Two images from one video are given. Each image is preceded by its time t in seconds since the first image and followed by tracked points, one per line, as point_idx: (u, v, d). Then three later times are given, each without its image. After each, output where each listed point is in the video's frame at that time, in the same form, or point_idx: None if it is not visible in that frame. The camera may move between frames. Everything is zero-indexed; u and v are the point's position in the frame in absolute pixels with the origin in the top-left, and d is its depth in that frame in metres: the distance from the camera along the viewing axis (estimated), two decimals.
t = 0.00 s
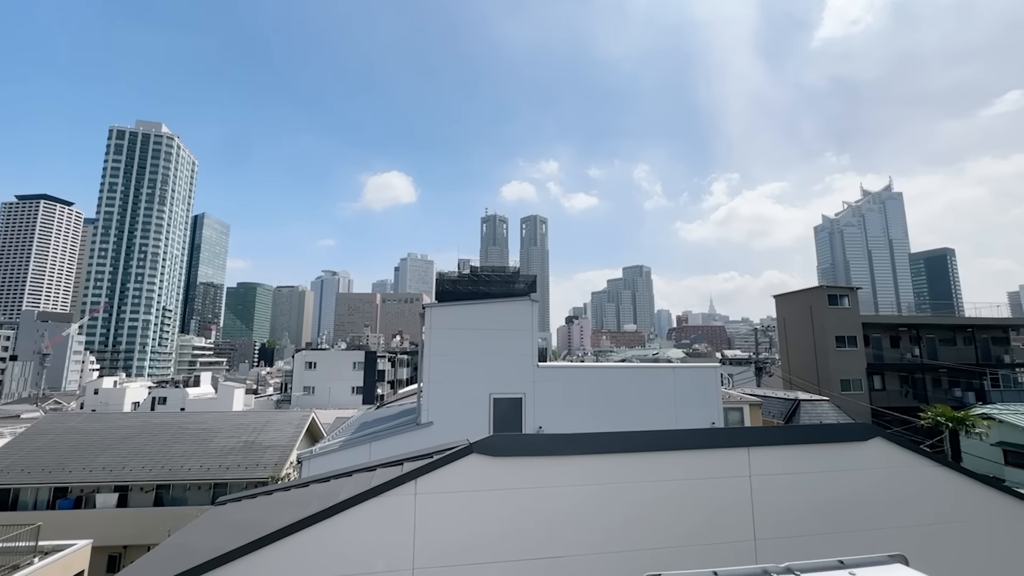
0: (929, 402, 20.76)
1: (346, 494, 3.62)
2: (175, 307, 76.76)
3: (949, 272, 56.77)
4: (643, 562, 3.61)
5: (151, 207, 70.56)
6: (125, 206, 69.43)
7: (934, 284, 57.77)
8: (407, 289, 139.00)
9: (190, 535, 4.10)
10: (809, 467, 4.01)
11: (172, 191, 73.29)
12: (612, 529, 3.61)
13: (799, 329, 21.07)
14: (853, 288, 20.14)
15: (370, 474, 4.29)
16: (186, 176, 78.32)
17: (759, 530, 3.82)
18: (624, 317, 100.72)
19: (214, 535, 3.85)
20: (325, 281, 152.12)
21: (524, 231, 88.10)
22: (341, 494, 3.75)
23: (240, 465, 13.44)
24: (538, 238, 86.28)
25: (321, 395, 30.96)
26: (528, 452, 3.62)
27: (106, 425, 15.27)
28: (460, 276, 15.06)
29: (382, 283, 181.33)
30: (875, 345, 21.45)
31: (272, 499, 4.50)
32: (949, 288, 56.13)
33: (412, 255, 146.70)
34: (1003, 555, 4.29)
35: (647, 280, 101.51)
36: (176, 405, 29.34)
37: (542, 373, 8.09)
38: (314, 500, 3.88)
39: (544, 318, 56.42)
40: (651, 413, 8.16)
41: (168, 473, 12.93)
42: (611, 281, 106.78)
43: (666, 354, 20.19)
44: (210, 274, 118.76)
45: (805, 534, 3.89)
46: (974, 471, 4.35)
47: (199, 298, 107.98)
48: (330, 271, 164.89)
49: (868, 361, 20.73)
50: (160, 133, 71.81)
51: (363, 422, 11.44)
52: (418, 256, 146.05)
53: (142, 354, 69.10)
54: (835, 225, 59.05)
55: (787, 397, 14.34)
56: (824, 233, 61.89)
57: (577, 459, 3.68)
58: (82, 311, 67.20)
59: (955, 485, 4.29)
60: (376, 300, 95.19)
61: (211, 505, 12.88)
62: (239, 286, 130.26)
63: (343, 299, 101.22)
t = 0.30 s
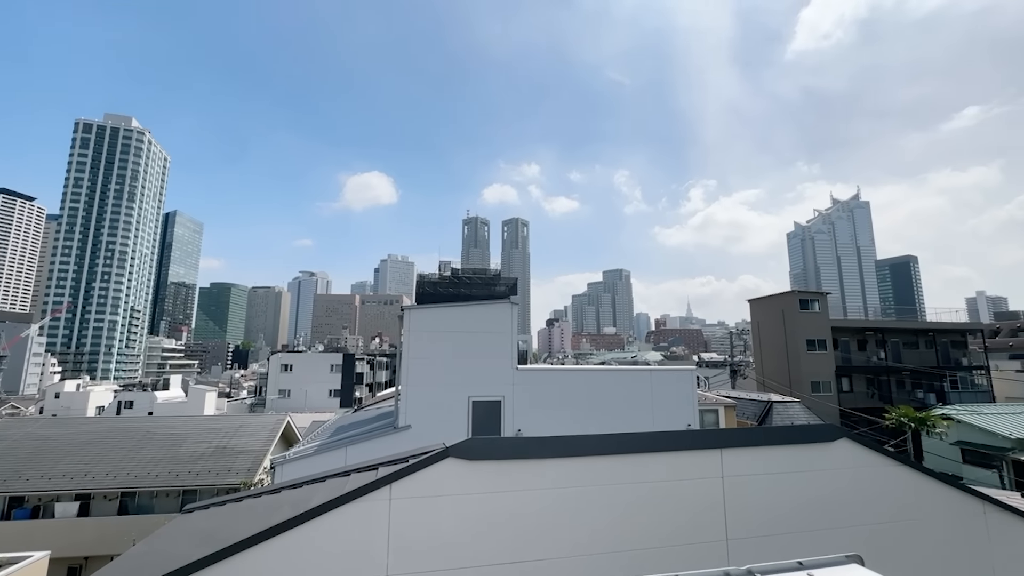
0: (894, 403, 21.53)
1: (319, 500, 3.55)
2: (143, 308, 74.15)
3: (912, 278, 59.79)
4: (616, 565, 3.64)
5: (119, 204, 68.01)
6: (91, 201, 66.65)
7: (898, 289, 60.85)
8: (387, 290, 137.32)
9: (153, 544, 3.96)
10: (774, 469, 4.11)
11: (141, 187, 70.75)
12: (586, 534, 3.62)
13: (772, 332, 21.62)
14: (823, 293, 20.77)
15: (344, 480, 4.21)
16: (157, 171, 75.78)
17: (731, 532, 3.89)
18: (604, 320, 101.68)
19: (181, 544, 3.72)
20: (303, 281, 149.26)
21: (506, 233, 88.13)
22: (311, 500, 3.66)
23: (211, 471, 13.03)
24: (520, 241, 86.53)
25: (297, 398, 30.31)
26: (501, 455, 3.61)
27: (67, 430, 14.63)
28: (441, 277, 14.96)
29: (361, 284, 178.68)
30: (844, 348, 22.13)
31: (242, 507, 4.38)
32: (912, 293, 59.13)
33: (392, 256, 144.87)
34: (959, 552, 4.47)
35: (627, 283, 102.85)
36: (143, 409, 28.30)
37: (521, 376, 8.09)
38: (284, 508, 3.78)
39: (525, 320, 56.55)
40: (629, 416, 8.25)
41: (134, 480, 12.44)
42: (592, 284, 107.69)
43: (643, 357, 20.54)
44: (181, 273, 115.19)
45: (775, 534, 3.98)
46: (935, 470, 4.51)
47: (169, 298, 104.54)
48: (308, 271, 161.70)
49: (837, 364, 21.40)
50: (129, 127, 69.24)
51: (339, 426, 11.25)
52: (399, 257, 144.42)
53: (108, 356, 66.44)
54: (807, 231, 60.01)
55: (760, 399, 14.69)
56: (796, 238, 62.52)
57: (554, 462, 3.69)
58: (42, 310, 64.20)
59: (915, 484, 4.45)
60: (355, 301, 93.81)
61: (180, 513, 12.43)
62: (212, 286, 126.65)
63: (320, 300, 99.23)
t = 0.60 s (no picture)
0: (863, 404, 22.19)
1: (294, 505, 3.46)
2: (113, 307, 71.72)
3: (880, 283, 62.02)
4: (595, 565, 3.66)
5: (89, 200, 65.78)
6: (58, 196, 64.17)
7: (868, 293, 63.04)
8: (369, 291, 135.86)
9: (117, 553, 3.79)
10: (748, 469, 4.18)
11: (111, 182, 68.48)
12: (564, 535, 3.64)
13: (749, 334, 22.07)
14: (798, 296, 21.31)
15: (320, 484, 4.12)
16: (128, 166, 73.49)
17: (707, 533, 3.95)
18: (586, 322, 102.46)
19: (148, 552, 3.57)
20: (282, 280, 146.55)
21: (489, 234, 88.08)
22: (285, 505, 3.57)
23: (183, 476, 12.65)
24: (503, 243, 86.63)
25: (274, 400, 29.70)
26: (480, 458, 3.60)
27: (29, 435, 14.00)
28: (423, 278, 14.84)
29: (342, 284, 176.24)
30: (817, 350, 22.75)
31: (214, 512, 4.24)
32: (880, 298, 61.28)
33: (374, 256, 143.30)
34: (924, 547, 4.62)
35: (608, 286, 103.91)
36: (112, 412, 27.33)
37: (503, 378, 8.08)
38: (257, 513, 3.68)
39: (507, 322, 56.67)
40: (608, 417, 8.33)
41: (101, 486, 11.99)
42: (574, 286, 108.47)
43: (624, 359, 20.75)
44: (154, 272, 112.02)
45: (750, 532, 4.06)
46: (901, 469, 4.67)
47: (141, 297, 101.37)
48: (287, 271, 158.80)
49: (811, 366, 21.98)
50: (100, 119, 66.97)
51: (317, 428, 11.06)
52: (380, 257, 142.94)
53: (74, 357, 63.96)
54: (782, 236, 61.63)
55: (737, 400, 14.98)
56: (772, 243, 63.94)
57: (534, 464, 3.69)
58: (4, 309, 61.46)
59: (882, 483, 4.59)
60: (336, 302, 92.53)
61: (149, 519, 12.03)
62: (187, 285, 123.43)
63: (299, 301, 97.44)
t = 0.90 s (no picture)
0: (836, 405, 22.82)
1: (266, 512, 3.38)
2: (79, 307, 68.98)
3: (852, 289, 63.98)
4: (571, 568, 3.66)
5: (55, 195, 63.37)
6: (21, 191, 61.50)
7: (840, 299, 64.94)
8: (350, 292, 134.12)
9: (76, 564, 3.64)
10: (724, 470, 4.24)
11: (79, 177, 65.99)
12: (542, 537, 3.63)
13: (727, 338, 22.49)
14: (774, 300, 21.80)
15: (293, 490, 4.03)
16: (98, 161, 71.01)
17: (684, 534, 3.99)
18: (569, 325, 102.98)
19: (107, 563, 3.43)
20: (260, 281, 143.57)
21: (473, 237, 87.95)
22: (256, 512, 3.48)
23: (154, 482, 12.24)
24: (486, 246, 86.53)
25: (250, 404, 29.03)
26: (457, 461, 3.57)
27: None
28: (405, 280, 14.71)
29: (323, 285, 173.55)
30: (792, 353, 23.32)
31: (181, 520, 4.11)
32: (852, 303, 63.18)
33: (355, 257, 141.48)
34: (890, 546, 4.76)
35: (591, 289, 104.73)
36: (79, 417, 26.35)
37: (484, 380, 8.04)
38: (227, 520, 3.58)
39: (490, 324, 56.58)
40: (589, 419, 8.37)
41: (64, 494, 11.50)
42: (557, 289, 109.05)
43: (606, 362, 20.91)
44: (125, 271, 108.46)
45: (725, 533, 4.11)
46: (869, 470, 4.80)
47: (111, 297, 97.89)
48: (266, 271, 155.67)
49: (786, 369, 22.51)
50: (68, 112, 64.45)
51: (294, 432, 10.85)
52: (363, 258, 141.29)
53: (37, 359, 61.15)
54: (760, 242, 63.10)
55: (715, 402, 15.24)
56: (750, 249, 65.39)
57: (512, 466, 3.68)
58: None
59: (851, 483, 4.72)
60: (316, 303, 91.12)
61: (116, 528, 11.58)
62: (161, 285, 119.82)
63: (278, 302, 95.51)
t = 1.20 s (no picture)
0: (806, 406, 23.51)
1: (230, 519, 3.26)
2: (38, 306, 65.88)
3: (822, 293, 66.07)
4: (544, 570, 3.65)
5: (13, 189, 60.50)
6: None
7: (811, 303, 66.94)
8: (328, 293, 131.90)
9: None
10: (696, 471, 4.29)
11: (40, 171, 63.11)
12: (517, 540, 3.62)
13: (703, 341, 22.89)
14: (748, 304, 22.29)
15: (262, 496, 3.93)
16: (62, 155, 68.05)
17: (656, 533, 4.03)
18: (549, 326, 103.44)
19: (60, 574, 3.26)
20: (235, 280, 139.92)
21: (454, 238, 87.58)
22: (221, 519, 3.37)
23: (117, 489, 11.75)
24: (467, 247, 86.20)
25: (222, 407, 28.20)
26: (430, 463, 3.53)
27: None
28: (383, 281, 14.53)
29: (301, 285, 170.20)
30: (765, 355, 23.92)
31: (143, 529, 3.95)
32: (822, 306, 65.21)
33: (334, 257, 139.22)
34: (856, 543, 4.90)
35: (572, 292, 105.40)
36: (37, 421, 25.13)
37: (462, 383, 7.97)
38: (189, 528, 3.45)
39: (470, 325, 56.32)
40: (566, 421, 8.40)
41: (19, 502, 10.93)
42: (538, 291, 109.42)
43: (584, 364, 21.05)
44: (90, 268, 104.13)
45: (698, 534, 4.17)
46: (837, 469, 4.93)
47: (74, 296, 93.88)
48: (241, 271, 151.79)
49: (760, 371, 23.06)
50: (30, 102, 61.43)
51: (266, 436, 10.57)
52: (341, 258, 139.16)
53: None
54: (735, 246, 64.71)
55: (691, 404, 15.49)
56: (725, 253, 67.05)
57: (488, 469, 3.65)
58: None
59: (819, 481, 4.84)
60: (292, 304, 89.30)
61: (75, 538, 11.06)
62: (129, 284, 115.51)
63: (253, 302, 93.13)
